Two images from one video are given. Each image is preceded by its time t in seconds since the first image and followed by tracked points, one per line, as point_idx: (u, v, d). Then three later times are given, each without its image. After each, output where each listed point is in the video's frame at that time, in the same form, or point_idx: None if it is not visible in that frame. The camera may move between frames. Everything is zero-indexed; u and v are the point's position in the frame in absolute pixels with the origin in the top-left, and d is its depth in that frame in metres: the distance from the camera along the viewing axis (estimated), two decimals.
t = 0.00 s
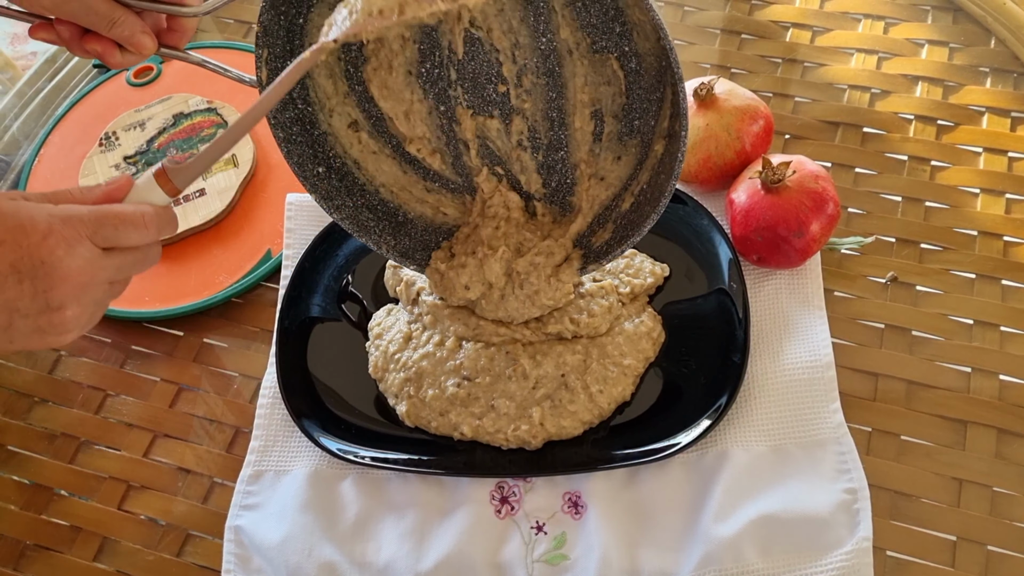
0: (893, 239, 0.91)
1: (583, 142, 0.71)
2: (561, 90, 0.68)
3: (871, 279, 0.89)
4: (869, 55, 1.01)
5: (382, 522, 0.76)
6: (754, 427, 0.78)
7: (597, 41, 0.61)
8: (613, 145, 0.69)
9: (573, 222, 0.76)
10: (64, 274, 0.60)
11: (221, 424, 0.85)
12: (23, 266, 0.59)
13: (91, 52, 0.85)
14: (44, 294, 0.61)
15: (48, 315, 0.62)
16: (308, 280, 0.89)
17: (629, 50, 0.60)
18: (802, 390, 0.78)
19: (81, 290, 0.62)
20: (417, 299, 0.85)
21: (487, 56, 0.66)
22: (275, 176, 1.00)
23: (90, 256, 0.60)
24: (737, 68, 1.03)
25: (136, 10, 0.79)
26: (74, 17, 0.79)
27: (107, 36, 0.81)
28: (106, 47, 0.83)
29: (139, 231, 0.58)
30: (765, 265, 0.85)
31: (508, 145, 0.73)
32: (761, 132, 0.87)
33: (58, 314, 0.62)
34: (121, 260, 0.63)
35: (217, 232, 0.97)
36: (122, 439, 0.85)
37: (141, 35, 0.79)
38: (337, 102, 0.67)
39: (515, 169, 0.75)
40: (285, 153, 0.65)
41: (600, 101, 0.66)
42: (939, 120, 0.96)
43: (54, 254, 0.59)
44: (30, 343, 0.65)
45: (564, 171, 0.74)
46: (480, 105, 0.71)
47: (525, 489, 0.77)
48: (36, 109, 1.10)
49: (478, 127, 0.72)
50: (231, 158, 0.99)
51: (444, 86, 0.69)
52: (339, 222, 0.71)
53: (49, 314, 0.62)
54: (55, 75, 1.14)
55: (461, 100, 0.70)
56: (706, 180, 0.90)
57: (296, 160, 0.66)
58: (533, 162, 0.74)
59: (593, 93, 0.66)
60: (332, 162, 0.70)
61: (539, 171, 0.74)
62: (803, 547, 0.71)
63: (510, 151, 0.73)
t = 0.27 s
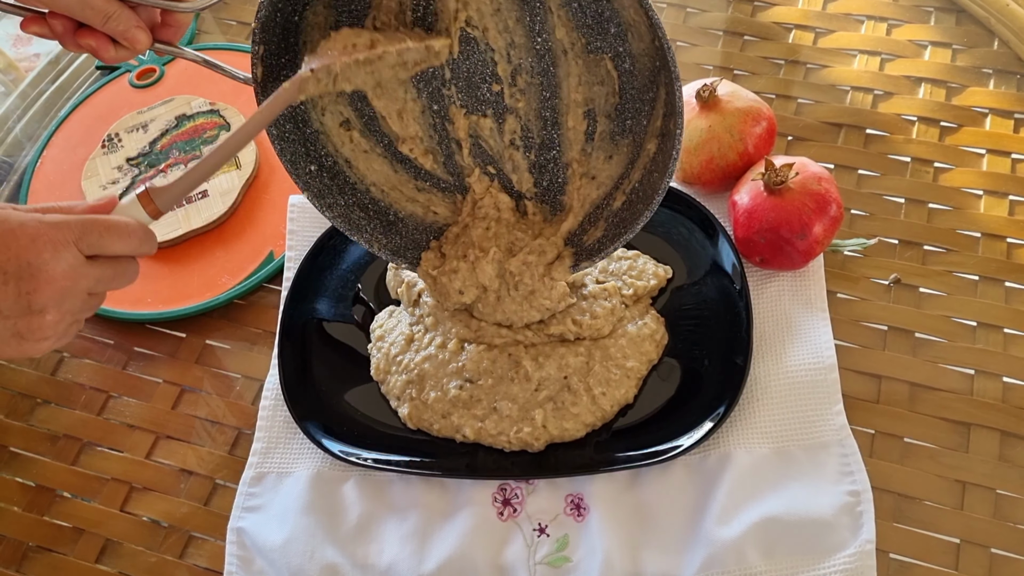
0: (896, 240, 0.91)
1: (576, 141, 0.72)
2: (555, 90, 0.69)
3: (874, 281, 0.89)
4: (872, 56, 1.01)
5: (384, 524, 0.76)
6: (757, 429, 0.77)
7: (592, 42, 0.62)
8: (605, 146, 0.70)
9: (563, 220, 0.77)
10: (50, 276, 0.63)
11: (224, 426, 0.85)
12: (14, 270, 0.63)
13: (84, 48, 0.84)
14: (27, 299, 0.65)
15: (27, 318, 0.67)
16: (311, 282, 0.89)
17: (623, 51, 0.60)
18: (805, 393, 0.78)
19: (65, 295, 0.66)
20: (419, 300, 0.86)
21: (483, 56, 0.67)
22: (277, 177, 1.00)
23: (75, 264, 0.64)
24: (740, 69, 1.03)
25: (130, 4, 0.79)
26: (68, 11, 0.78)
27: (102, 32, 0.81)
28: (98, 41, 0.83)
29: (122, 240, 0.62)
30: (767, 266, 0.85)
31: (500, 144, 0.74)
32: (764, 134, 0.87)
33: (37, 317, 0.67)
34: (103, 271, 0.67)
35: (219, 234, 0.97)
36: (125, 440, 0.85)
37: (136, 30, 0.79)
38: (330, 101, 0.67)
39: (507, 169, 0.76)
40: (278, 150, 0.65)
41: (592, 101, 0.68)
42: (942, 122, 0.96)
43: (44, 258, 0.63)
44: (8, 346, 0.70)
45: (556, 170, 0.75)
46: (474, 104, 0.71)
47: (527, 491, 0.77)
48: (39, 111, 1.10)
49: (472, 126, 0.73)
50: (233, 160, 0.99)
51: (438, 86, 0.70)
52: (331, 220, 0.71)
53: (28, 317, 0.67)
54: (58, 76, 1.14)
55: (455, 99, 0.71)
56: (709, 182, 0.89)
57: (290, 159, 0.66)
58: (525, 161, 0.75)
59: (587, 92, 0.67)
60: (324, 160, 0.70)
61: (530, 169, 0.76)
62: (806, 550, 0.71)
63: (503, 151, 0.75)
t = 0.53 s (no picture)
0: (897, 244, 0.90)
1: (577, 120, 0.68)
2: (554, 68, 0.65)
3: (875, 284, 0.89)
4: (873, 59, 1.01)
5: (385, 528, 0.76)
6: (757, 433, 0.77)
7: (590, 18, 0.59)
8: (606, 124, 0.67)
9: (565, 200, 0.73)
10: (142, 351, 0.65)
11: (225, 430, 0.85)
12: (111, 343, 0.65)
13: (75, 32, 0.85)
14: (116, 375, 0.65)
15: (116, 394, 0.65)
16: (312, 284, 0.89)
17: (622, 27, 0.58)
18: (805, 396, 0.78)
19: (157, 377, 0.65)
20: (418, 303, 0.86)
21: (479, 33, 0.64)
22: (278, 181, 1.00)
23: (170, 347, 0.65)
24: (741, 73, 1.03)
25: None
26: None
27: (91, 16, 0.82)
28: (88, 25, 0.83)
29: (222, 331, 0.65)
30: (768, 270, 0.85)
31: (501, 121, 0.70)
32: (764, 137, 0.87)
33: (125, 394, 0.64)
34: (198, 363, 0.67)
35: (220, 238, 0.97)
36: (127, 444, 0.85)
37: (123, 14, 0.81)
38: (327, 78, 0.69)
39: (506, 145, 0.71)
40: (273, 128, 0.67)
41: (593, 79, 0.64)
42: (943, 125, 0.96)
43: (143, 336, 0.65)
44: (90, 434, 0.65)
45: (558, 150, 0.70)
46: (472, 82, 0.68)
47: (528, 494, 0.77)
48: (41, 115, 1.11)
49: (471, 103, 0.69)
50: (234, 164, 1.00)
51: (434, 63, 0.67)
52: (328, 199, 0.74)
53: (116, 394, 0.65)
54: (60, 80, 1.14)
55: (452, 77, 0.68)
56: (709, 185, 0.89)
57: (286, 138, 0.70)
58: (526, 140, 0.70)
59: (587, 70, 0.64)
60: (322, 139, 0.72)
61: (531, 149, 0.71)
62: (806, 554, 0.71)
63: (503, 128, 0.70)
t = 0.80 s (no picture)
0: (899, 248, 0.90)
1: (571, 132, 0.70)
2: (550, 81, 0.67)
3: (877, 288, 0.89)
4: (875, 63, 1.01)
5: (387, 532, 0.76)
6: (759, 437, 0.77)
7: (585, 35, 0.61)
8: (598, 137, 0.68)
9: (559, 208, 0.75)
10: (182, 404, 0.60)
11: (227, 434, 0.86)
12: (150, 395, 0.60)
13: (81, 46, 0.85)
14: (154, 429, 0.59)
15: (152, 447, 0.59)
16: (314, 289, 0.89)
17: (616, 44, 0.59)
18: (807, 400, 0.78)
19: (195, 432, 0.60)
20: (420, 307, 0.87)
21: (476, 48, 0.67)
22: (281, 185, 1.00)
23: (211, 399, 0.61)
24: (743, 77, 1.03)
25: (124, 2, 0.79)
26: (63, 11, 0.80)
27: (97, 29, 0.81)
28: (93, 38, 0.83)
29: (262, 382, 0.62)
30: (770, 274, 0.85)
31: (497, 132, 0.73)
32: (766, 141, 0.87)
33: (161, 448, 0.59)
34: (238, 417, 0.62)
35: (223, 242, 0.97)
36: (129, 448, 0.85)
37: (131, 27, 0.80)
38: (327, 88, 0.69)
39: (503, 156, 0.74)
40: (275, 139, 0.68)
41: (587, 93, 0.66)
42: (945, 128, 0.96)
43: (185, 388, 0.60)
44: (124, 490, 0.60)
45: (552, 159, 0.73)
46: (469, 94, 0.70)
47: (530, 499, 0.77)
48: (44, 119, 1.11)
49: (469, 114, 0.72)
50: (237, 168, 1.00)
51: (433, 76, 0.70)
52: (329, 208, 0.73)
53: (151, 449, 0.59)
54: (63, 85, 1.14)
55: (451, 90, 0.71)
56: (711, 189, 0.89)
57: (286, 148, 0.69)
58: (521, 149, 0.73)
59: (582, 85, 0.66)
60: (322, 148, 0.72)
61: (526, 158, 0.73)
62: (809, 559, 0.71)
63: (499, 139, 0.73)
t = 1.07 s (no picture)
0: (903, 252, 0.91)
1: (578, 113, 0.70)
2: (556, 63, 0.69)
3: (881, 292, 0.89)
4: (879, 68, 1.01)
5: (393, 536, 0.77)
6: (764, 441, 0.78)
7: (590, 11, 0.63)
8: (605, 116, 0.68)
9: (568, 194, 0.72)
10: (180, 453, 0.60)
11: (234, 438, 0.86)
12: (148, 440, 0.60)
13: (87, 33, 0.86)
14: (150, 476, 0.60)
15: (146, 495, 0.60)
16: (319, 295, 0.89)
17: (621, 19, 0.61)
18: (812, 404, 0.78)
19: (190, 481, 0.61)
20: (424, 311, 0.84)
21: (482, 30, 0.70)
22: (287, 190, 1.01)
23: (210, 447, 0.61)
24: (747, 82, 1.03)
25: None
26: None
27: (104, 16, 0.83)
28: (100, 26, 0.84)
29: (263, 429, 0.62)
30: (774, 279, 0.85)
31: (503, 118, 0.74)
32: (770, 147, 0.88)
33: (157, 497, 0.60)
34: (236, 463, 0.63)
35: (229, 246, 0.97)
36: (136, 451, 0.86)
37: (137, 14, 0.81)
38: (333, 79, 0.70)
39: (510, 143, 0.75)
40: (280, 122, 0.65)
41: (593, 73, 0.67)
42: (949, 133, 0.96)
43: (183, 436, 0.60)
44: (118, 531, 0.61)
45: (558, 144, 0.73)
46: (475, 79, 0.73)
47: (535, 502, 0.77)
48: (51, 125, 1.11)
49: (475, 101, 0.74)
50: (243, 173, 1.00)
51: (439, 62, 0.72)
52: (335, 198, 0.69)
53: (146, 495, 0.60)
54: (69, 91, 1.14)
55: (457, 75, 0.73)
56: (715, 194, 0.90)
57: (293, 138, 0.67)
58: (528, 135, 0.74)
59: (587, 64, 0.67)
60: (328, 140, 0.70)
61: (534, 143, 0.74)
62: (813, 563, 0.71)
63: (505, 125, 0.74)
